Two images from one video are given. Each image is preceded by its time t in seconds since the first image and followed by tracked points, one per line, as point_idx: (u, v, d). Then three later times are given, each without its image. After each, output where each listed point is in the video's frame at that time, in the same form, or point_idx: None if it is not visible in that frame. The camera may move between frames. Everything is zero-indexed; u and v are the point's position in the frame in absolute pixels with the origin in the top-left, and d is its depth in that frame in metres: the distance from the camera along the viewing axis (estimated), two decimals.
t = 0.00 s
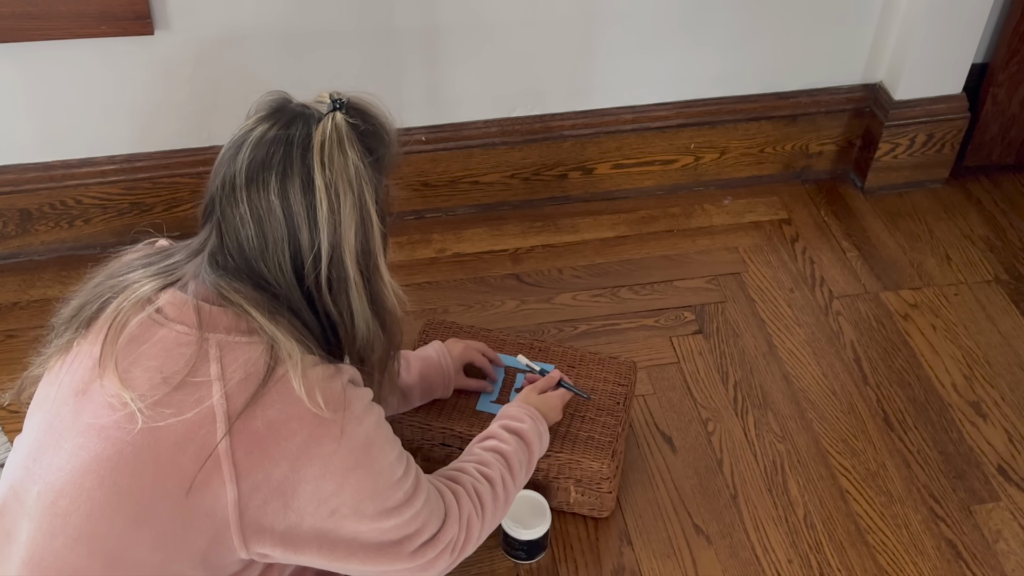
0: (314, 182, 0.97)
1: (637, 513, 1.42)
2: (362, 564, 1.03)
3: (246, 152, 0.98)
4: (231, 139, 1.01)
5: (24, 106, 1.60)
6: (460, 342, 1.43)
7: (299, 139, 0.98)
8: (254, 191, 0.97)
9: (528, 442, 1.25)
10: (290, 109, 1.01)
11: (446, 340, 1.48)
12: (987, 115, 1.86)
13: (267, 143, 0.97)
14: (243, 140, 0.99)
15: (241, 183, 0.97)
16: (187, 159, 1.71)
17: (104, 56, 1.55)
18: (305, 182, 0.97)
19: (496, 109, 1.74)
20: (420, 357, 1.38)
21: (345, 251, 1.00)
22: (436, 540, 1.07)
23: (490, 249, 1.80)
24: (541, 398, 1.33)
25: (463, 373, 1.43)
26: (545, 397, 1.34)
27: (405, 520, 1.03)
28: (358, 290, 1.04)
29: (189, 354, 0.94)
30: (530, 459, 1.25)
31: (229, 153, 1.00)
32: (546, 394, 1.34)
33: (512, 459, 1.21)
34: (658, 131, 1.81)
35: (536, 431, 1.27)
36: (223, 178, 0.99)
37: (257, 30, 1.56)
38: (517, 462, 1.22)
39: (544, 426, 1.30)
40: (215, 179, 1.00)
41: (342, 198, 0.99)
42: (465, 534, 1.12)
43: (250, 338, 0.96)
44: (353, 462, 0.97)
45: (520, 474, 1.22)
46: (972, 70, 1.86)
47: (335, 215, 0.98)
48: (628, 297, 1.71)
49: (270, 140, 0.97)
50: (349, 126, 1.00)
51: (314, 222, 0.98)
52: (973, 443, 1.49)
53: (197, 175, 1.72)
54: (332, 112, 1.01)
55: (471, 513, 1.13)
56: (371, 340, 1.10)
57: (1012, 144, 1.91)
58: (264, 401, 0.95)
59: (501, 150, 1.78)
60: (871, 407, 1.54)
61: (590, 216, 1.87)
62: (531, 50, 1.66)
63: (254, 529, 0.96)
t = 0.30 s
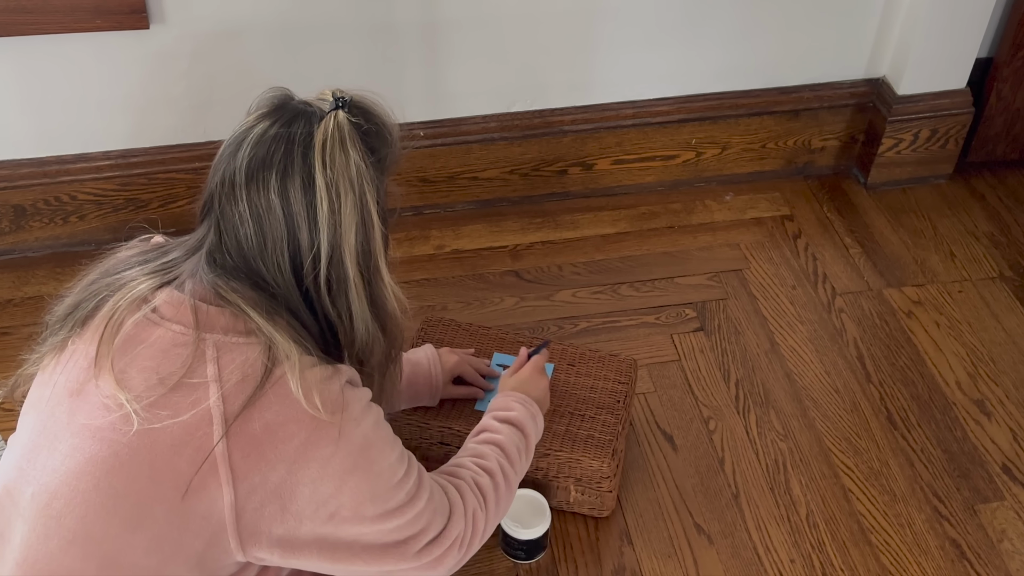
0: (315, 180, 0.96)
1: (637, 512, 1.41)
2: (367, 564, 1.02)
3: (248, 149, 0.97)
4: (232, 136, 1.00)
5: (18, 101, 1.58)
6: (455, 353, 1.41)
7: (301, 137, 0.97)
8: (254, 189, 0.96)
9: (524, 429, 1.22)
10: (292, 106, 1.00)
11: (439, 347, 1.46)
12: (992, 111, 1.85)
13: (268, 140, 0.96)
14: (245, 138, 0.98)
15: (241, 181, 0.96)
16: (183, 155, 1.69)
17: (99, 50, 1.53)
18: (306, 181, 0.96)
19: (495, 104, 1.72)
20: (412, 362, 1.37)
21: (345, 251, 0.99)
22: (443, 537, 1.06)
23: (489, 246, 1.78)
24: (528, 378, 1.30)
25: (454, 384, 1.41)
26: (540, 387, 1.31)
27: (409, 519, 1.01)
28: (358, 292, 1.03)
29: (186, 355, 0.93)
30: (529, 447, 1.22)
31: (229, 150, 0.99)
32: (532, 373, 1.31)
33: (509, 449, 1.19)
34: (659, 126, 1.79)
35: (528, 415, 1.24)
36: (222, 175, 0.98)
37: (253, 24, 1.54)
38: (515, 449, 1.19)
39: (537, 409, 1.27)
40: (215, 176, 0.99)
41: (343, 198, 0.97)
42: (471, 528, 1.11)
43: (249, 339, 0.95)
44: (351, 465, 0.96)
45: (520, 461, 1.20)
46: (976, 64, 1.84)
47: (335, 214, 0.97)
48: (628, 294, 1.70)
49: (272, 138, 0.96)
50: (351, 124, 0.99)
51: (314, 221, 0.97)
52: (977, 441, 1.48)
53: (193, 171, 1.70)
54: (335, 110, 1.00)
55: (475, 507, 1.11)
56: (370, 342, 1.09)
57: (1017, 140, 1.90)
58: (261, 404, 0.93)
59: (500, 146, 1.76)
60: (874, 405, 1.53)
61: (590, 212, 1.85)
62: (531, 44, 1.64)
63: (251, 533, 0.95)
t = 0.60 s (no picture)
0: (310, 175, 0.94)
1: (638, 511, 1.39)
2: (367, 556, 1.00)
3: (242, 143, 0.95)
4: (225, 130, 0.98)
5: (12, 96, 1.56)
6: (453, 350, 1.39)
7: (296, 131, 0.95)
8: (248, 183, 0.94)
9: (522, 418, 1.20)
10: (287, 100, 0.98)
11: (438, 345, 1.44)
12: (996, 105, 1.83)
13: (263, 134, 0.94)
14: (239, 132, 0.96)
15: (236, 176, 0.94)
16: (179, 150, 1.67)
17: (93, 44, 1.51)
18: (301, 175, 0.94)
19: (494, 99, 1.70)
20: (410, 360, 1.35)
21: (341, 246, 0.97)
22: (443, 526, 1.04)
23: (488, 242, 1.76)
24: (521, 366, 1.29)
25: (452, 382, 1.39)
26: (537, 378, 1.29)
27: (409, 510, 1.00)
28: (354, 287, 1.01)
29: (179, 351, 0.91)
30: (528, 432, 1.20)
31: (223, 145, 0.97)
32: (525, 360, 1.29)
33: (507, 436, 1.17)
34: (660, 121, 1.77)
35: (526, 404, 1.22)
36: (216, 170, 0.96)
37: (250, 18, 1.52)
38: (513, 436, 1.17)
39: (535, 397, 1.25)
40: (209, 171, 0.97)
41: (338, 192, 0.96)
42: (472, 517, 1.09)
43: (243, 336, 0.93)
44: (349, 459, 0.94)
45: (519, 448, 1.18)
46: (981, 59, 1.83)
47: (331, 209, 0.95)
48: (629, 291, 1.68)
49: (267, 132, 0.94)
50: (347, 118, 0.98)
51: (310, 216, 0.95)
52: (982, 440, 1.46)
53: (189, 167, 1.69)
54: (330, 103, 0.98)
55: (475, 496, 1.09)
56: (366, 338, 1.07)
57: (1021, 135, 1.88)
58: (257, 400, 0.91)
59: (500, 141, 1.74)
60: (877, 402, 1.51)
61: (590, 208, 1.83)
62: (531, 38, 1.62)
63: (249, 530, 0.93)
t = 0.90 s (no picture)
0: (310, 170, 0.92)
1: (639, 511, 1.38)
2: (368, 551, 0.99)
3: (240, 138, 0.93)
4: (224, 124, 0.96)
5: (6, 91, 1.54)
6: (451, 347, 1.38)
7: (295, 125, 0.93)
8: (247, 178, 0.92)
9: (521, 410, 1.18)
10: (286, 94, 0.96)
11: (436, 343, 1.42)
12: (1001, 100, 1.81)
13: (262, 129, 0.93)
14: (237, 126, 0.94)
15: (234, 170, 0.93)
16: (176, 145, 1.65)
17: (88, 38, 1.50)
18: (300, 170, 0.92)
19: (494, 94, 1.69)
20: (408, 356, 1.33)
21: (340, 242, 0.95)
22: (445, 520, 1.03)
23: (487, 238, 1.75)
24: (516, 359, 1.26)
25: (450, 379, 1.38)
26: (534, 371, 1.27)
27: (410, 504, 0.98)
28: (353, 284, 0.99)
29: (177, 348, 0.89)
30: (527, 425, 1.19)
31: (222, 139, 0.95)
32: (519, 353, 1.27)
33: (506, 429, 1.15)
34: (661, 116, 1.75)
35: (524, 396, 1.19)
36: (214, 165, 0.94)
37: (246, 12, 1.50)
38: (512, 428, 1.15)
39: (533, 389, 1.23)
40: (207, 165, 0.96)
41: (338, 187, 0.94)
42: (474, 510, 1.07)
43: (240, 332, 0.91)
44: (349, 454, 0.93)
45: (519, 440, 1.16)
46: (985, 53, 1.81)
47: (330, 205, 0.94)
48: (630, 288, 1.66)
49: (266, 126, 0.93)
50: (347, 113, 0.96)
51: (309, 212, 0.93)
52: (986, 439, 1.45)
53: (185, 162, 1.67)
54: (329, 98, 0.96)
55: (476, 489, 1.08)
56: (365, 335, 1.06)
57: None
58: (255, 396, 0.90)
59: (499, 137, 1.73)
60: (880, 400, 1.49)
61: (591, 204, 1.82)
62: (531, 32, 1.60)
63: (248, 527, 0.92)
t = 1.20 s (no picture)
0: (308, 165, 0.91)
1: (640, 510, 1.36)
2: (371, 546, 0.97)
3: (237, 133, 0.92)
4: (221, 119, 0.95)
5: None
6: (449, 345, 1.36)
7: (293, 120, 0.92)
8: (244, 173, 0.91)
9: (523, 405, 1.17)
10: (284, 89, 0.95)
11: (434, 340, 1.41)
12: (1006, 95, 1.79)
13: (259, 124, 0.91)
14: (234, 121, 0.93)
15: (231, 165, 0.91)
16: (171, 140, 1.63)
17: (82, 32, 1.48)
18: (298, 165, 0.91)
19: (493, 88, 1.67)
20: (405, 354, 1.32)
21: (339, 238, 0.94)
22: (449, 513, 1.01)
23: (486, 235, 1.73)
24: (513, 354, 1.24)
25: (448, 378, 1.36)
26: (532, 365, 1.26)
27: (412, 498, 0.96)
28: (351, 280, 0.98)
29: (173, 344, 0.87)
30: (529, 420, 1.17)
31: (219, 134, 0.94)
32: (516, 347, 1.25)
33: (508, 424, 1.13)
34: (662, 111, 1.74)
35: (526, 390, 1.18)
36: (211, 159, 0.93)
37: (242, 5, 1.48)
38: (514, 423, 1.14)
39: (534, 383, 1.21)
40: (203, 160, 0.94)
41: (336, 182, 0.92)
42: (478, 504, 1.05)
43: (236, 328, 0.90)
44: (347, 451, 0.91)
45: (522, 435, 1.14)
46: (990, 48, 1.79)
47: (328, 200, 0.92)
48: (630, 285, 1.65)
49: (263, 121, 0.91)
50: (345, 107, 0.94)
51: (307, 207, 0.92)
52: (991, 437, 1.43)
53: (181, 158, 1.65)
54: (327, 92, 0.95)
55: (479, 482, 1.06)
56: (363, 332, 1.04)
57: None
58: (252, 393, 0.88)
59: (498, 132, 1.71)
60: (884, 398, 1.48)
61: (591, 200, 1.80)
62: (530, 26, 1.58)
63: (245, 524, 0.90)
